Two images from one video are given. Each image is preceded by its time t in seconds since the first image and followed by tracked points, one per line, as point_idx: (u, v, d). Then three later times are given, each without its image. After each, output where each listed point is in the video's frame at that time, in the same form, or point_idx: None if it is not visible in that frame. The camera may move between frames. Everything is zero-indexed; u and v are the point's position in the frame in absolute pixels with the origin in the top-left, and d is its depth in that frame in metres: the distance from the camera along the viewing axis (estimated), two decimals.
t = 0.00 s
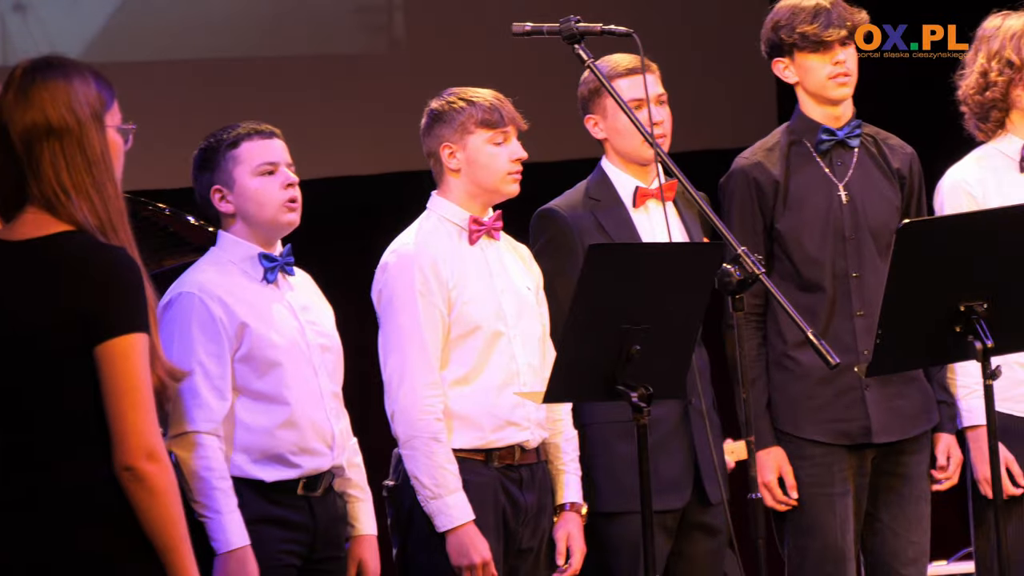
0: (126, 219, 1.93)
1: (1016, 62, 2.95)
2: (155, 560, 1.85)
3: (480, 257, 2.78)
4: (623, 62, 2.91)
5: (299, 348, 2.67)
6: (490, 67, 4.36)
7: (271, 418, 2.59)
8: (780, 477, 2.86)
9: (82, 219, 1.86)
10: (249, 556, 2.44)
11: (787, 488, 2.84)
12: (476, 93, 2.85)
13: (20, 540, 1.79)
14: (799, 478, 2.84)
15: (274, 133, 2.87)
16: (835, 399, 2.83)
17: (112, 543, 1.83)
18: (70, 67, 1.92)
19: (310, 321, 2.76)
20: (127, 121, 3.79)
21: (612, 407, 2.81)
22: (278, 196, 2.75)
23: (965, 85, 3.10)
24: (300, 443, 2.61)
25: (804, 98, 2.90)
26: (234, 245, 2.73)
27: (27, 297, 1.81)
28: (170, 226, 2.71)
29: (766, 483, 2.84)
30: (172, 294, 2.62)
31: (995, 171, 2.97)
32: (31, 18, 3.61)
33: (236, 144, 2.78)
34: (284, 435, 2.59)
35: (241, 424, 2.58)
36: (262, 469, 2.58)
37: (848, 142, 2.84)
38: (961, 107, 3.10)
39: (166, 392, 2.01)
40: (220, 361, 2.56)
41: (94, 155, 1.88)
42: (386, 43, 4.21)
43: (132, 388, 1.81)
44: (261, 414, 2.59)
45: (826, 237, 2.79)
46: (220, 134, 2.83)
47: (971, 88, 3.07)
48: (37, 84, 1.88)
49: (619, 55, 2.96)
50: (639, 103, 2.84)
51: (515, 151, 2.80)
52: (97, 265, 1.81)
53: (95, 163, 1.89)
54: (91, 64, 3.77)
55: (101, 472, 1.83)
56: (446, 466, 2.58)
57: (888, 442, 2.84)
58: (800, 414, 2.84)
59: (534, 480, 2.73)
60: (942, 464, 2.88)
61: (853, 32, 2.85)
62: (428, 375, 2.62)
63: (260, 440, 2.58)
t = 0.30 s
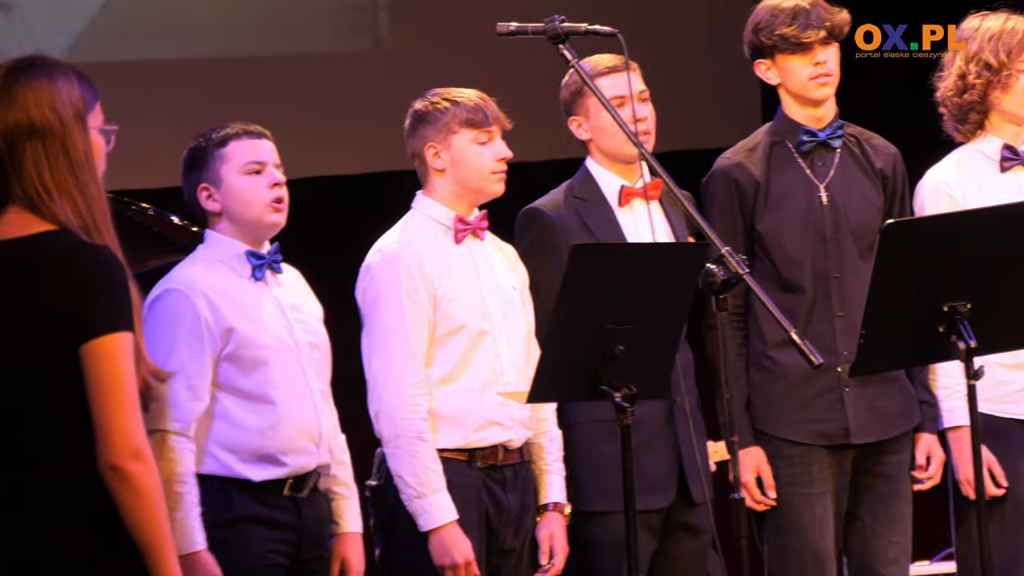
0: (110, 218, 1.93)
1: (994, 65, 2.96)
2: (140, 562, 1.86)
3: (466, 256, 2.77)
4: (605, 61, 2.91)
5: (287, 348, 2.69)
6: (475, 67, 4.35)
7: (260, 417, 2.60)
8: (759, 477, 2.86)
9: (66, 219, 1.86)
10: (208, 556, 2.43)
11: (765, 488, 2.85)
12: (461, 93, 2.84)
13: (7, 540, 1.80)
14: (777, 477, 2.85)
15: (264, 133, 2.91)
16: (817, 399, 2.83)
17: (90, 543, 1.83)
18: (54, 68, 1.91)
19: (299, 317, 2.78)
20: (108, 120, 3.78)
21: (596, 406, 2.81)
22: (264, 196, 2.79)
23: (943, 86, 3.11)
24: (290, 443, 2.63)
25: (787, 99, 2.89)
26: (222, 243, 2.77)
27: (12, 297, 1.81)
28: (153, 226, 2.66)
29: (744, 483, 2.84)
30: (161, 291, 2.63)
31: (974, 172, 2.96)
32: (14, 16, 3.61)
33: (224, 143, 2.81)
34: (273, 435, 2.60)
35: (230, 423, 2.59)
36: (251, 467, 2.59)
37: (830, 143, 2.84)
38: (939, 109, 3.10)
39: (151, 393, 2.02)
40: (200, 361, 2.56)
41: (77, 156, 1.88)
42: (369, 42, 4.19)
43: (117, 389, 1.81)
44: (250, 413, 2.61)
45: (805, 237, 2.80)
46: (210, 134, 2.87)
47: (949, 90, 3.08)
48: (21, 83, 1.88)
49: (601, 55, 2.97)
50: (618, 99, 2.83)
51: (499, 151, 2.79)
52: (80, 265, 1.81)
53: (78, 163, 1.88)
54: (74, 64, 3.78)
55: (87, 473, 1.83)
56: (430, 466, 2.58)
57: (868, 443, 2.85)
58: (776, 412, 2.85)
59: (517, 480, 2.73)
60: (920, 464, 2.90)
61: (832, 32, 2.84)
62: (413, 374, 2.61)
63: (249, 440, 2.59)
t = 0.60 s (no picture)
0: (71, 218, 1.95)
1: (954, 67, 3.06)
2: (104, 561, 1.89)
3: (432, 257, 2.75)
4: (575, 67, 2.89)
5: (256, 345, 2.67)
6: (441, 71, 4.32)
7: (228, 415, 2.58)
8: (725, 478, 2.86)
9: (27, 219, 1.88)
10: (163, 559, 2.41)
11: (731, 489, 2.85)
12: (425, 93, 2.84)
13: None
14: (743, 478, 2.84)
15: (233, 135, 2.87)
16: (781, 399, 2.82)
17: (53, 542, 1.86)
18: (15, 66, 1.92)
19: (268, 315, 2.76)
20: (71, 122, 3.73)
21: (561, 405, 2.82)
22: (234, 198, 2.76)
23: (906, 89, 3.21)
24: (258, 441, 2.61)
25: (748, 102, 2.91)
26: (191, 243, 2.73)
27: None
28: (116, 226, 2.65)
29: (710, 484, 2.84)
30: (128, 289, 2.61)
31: (935, 173, 3.04)
32: None
33: (194, 145, 2.78)
34: (242, 434, 2.58)
35: (198, 421, 2.57)
36: (219, 466, 2.57)
37: (792, 144, 2.84)
38: (901, 110, 3.20)
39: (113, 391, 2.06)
40: (165, 361, 2.53)
41: (39, 156, 1.90)
42: (333, 42, 4.16)
43: (80, 389, 1.84)
44: (218, 411, 2.58)
45: (769, 238, 2.80)
46: (179, 135, 2.83)
47: (911, 92, 3.18)
48: None
49: (570, 58, 2.94)
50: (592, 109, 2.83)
51: (463, 151, 2.79)
52: (43, 266, 1.84)
53: (39, 162, 1.90)
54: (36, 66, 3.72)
55: (52, 472, 1.85)
56: (395, 466, 2.57)
57: (832, 444, 2.84)
58: (746, 414, 2.84)
59: (482, 481, 2.72)
60: (885, 466, 2.89)
61: (792, 36, 2.85)
62: (377, 374, 2.60)
63: (218, 438, 2.57)
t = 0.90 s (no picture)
0: (48, 219, 1.96)
1: (930, 68, 3.16)
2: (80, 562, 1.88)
3: (409, 257, 2.74)
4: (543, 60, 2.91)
5: (235, 347, 2.58)
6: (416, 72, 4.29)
7: (205, 417, 2.49)
8: (710, 481, 2.78)
9: (4, 219, 1.89)
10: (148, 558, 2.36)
11: (715, 491, 2.77)
12: (401, 94, 2.83)
13: None
14: (727, 480, 2.77)
15: (212, 135, 2.78)
16: (764, 401, 2.76)
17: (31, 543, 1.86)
18: None
19: (247, 317, 2.66)
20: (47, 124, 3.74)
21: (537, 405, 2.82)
22: (213, 197, 2.66)
23: (881, 89, 3.31)
24: (234, 443, 2.52)
25: (725, 103, 2.90)
26: (172, 243, 2.65)
27: None
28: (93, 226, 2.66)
29: (694, 488, 2.75)
30: (108, 289, 2.53)
31: (912, 174, 3.13)
32: None
33: (172, 145, 2.68)
34: (219, 434, 2.49)
35: (173, 422, 2.48)
36: (194, 468, 2.48)
37: (770, 146, 2.83)
38: (878, 110, 3.30)
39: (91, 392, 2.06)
40: (146, 360, 2.45)
41: (16, 157, 1.91)
42: (309, 42, 4.13)
43: (57, 391, 1.84)
44: (194, 413, 2.49)
45: (748, 240, 2.78)
46: (157, 136, 2.73)
47: (887, 92, 3.28)
48: None
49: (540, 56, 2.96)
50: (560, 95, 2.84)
51: (440, 152, 2.78)
52: (21, 267, 1.84)
53: (15, 163, 1.91)
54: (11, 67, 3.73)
55: (28, 472, 1.86)
56: (372, 466, 2.55)
57: (815, 445, 2.78)
58: (728, 416, 2.77)
59: (460, 481, 2.71)
60: (866, 468, 2.85)
61: (773, 40, 2.84)
62: (354, 374, 2.58)
63: (193, 439, 2.48)
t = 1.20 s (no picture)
0: (24, 221, 1.96)
1: (907, 70, 3.18)
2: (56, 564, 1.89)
3: (388, 258, 2.70)
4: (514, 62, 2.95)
5: (212, 349, 2.56)
6: (392, 68, 4.37)
7: (183, 419, 2.47)
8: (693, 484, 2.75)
9: None
10: (146, 557, 2.34)
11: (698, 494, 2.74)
12: (375, 94, 2.80)
13: None
14: (710, 483, 2.73)
15: (197, 139, 2.75)
16: (745, 402, 2.73)
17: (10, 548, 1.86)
18: None
19: (225, 320, 2.64)
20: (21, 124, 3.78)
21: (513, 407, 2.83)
22: (192, 196, 2.63)
23: (859, 91, 3.34)
24: (212, 445, 2.50)
25: (704, 102, 2.88)
26: (150, 245, 2.61)
27: None
28: (71, 229, 2.67)
29: (676, 490, 2.72)
30: (84, 292, 2.49)
31: (889, 175, 3.16)
32: None
33: (155, 145, 2.66)
34: (198, 436, 2.47)
35: (152, 425, 2.46)
36: (171, 470, 2.46)
37: (749, 146, 2.81)
38: (855, 112, 3.32)
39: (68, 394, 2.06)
40: (127, 362, 2.43)
41: None
42: (286, 45, 4.22)
43: (36, 393, 1.85)
44: (172, 416, 2.47)
45: (728, 241, 2.76)
46: (143, 137, 2.71)
47: (864, 95, 3.30)
48: None
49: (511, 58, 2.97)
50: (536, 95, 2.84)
51: (416, 150, 2.74)
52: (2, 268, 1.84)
53: None
54: None
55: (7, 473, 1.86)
56: (350, 467, 2.52)
57: (798, 446, 2.75)
58: (710, 417, 2.74)
59: (437, 482, 2.68)
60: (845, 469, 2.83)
61: (756, 39, 2.84)
62: (332, 374, 2.55)
63: (171, 442, 2.46)
